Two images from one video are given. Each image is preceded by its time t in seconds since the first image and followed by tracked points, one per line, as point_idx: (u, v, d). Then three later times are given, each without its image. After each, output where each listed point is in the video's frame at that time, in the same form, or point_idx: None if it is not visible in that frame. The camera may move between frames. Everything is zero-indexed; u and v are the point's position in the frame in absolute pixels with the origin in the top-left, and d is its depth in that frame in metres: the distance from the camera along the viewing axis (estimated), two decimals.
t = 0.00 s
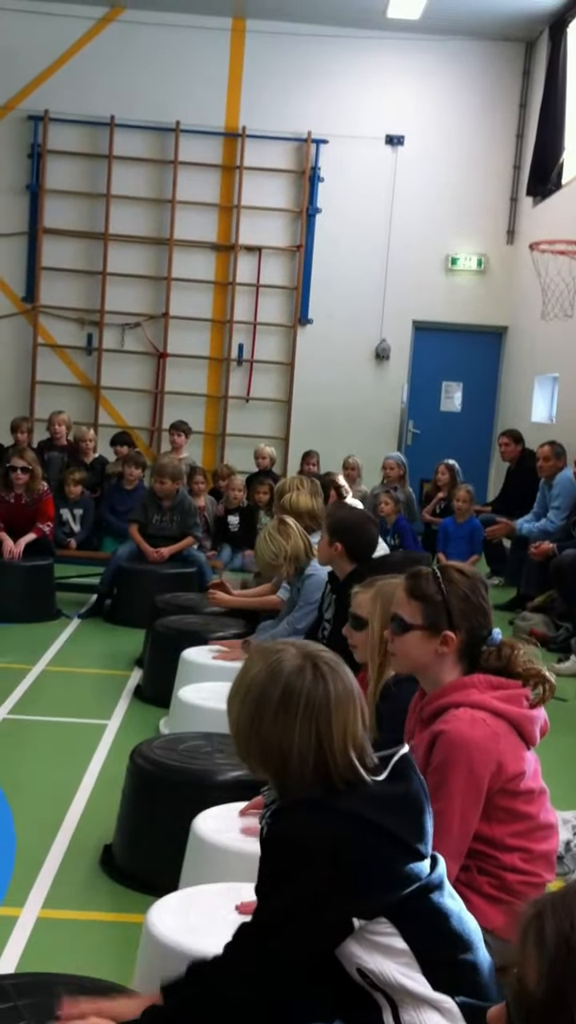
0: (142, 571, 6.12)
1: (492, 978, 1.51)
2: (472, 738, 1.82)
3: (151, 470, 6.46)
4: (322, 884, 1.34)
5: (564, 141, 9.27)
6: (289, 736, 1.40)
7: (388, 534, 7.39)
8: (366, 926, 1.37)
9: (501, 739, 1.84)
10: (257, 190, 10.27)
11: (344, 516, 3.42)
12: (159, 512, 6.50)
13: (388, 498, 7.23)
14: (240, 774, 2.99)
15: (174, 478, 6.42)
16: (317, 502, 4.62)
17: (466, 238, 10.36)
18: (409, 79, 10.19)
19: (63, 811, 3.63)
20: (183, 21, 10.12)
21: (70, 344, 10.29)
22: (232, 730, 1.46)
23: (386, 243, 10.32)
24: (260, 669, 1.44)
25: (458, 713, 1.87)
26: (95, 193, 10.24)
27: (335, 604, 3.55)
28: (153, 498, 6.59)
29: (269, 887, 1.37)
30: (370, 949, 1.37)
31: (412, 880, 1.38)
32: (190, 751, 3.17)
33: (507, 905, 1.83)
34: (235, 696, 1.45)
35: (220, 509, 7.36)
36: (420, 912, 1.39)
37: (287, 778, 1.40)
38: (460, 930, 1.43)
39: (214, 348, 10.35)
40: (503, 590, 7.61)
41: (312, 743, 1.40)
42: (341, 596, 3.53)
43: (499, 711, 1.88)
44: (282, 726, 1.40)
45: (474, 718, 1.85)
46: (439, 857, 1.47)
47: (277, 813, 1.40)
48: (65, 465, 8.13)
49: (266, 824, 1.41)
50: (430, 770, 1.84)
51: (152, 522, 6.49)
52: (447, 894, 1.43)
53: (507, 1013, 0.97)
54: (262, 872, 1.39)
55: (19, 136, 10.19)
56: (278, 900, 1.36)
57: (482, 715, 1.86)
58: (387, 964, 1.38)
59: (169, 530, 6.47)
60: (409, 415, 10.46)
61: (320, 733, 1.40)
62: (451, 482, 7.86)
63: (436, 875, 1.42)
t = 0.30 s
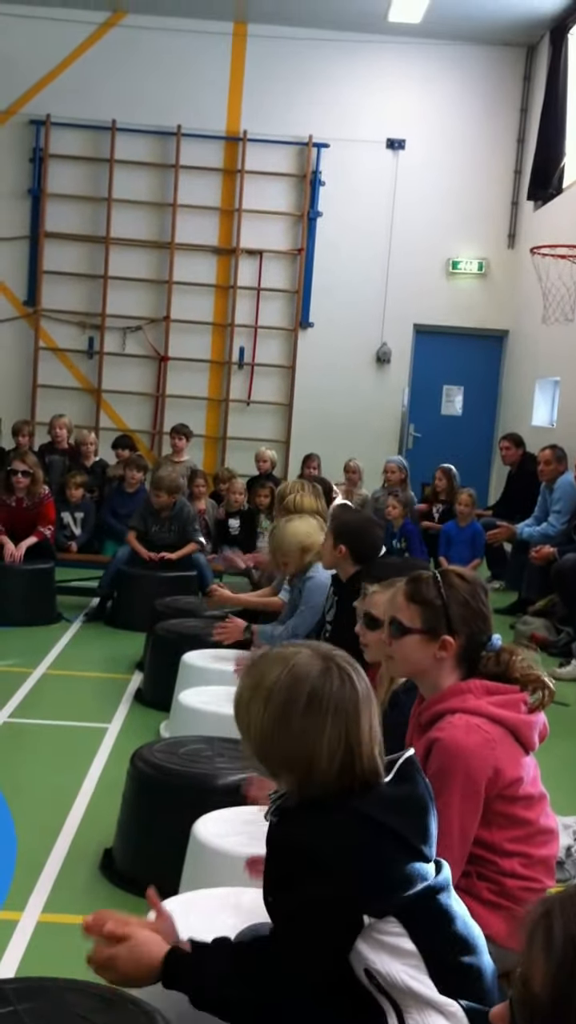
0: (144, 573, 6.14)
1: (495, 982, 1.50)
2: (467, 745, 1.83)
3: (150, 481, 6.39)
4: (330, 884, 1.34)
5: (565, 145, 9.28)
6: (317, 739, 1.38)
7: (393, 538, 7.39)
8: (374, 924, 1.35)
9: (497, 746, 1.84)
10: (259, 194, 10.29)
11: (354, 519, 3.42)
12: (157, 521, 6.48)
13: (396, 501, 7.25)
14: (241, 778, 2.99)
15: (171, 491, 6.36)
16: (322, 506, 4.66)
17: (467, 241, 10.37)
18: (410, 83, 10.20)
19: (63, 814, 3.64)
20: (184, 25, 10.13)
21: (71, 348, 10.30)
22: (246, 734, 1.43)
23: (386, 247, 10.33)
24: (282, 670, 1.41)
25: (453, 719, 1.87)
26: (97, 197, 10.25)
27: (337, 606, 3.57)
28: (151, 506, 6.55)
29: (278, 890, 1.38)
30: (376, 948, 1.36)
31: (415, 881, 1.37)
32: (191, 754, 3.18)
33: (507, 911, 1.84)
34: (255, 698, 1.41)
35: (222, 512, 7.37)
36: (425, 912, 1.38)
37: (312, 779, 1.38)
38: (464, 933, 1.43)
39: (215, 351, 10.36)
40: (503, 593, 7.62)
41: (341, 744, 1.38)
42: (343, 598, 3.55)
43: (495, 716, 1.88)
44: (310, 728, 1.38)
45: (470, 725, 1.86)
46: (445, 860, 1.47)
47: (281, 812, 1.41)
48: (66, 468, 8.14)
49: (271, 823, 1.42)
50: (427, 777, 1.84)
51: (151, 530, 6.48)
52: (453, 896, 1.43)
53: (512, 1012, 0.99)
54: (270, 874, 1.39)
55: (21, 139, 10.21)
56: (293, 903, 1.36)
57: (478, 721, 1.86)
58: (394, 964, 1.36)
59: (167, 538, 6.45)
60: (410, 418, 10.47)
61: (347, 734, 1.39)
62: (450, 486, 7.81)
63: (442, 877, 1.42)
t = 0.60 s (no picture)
0: (145, 582, 6.12)
1: (496, 992, 1.48)
2: (471, 752, 1.83)
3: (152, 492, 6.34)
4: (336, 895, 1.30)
5: (565, 154, 9.29)
6: (351, 747, 1.34)
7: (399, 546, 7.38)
8: (375, 936, 1.32)
9: (501, 754, 1.84)
10: (260, 202, 10.30)
11: (354, 527, 3.43)
12: (159, 531, 6.46)
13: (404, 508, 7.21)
14: (243, 786, 2.99)
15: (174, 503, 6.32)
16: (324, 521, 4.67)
17: (468, 249, 10.37)
18: (411, 91, 10.23)
19: (65, 822, 3.63)
20: (186, 34, 10.17)
21: (73, 355, 10.30)
22: (264, 750, 1.35)
23: (387, 255, 10.34)
24: (302, 682, 1.36)
25: (457, 727, 1.87)
26: (99, 205, 10.26)
27: (338, 618, 3.55)
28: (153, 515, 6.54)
29: (281, 896, 1.34)
30: (377, 958, 1.32)
31: (418, 891, 1.34)
32: (192, 762, 3.17)
33: (508, 919, 1.84)
34: (276, 712, 1.34)
35: (223, 520, 7.37)
36: (427, 923, 1.35)
37: (344, 790, 1.33)
38: (467, 943, 1.41)
39: (217, 359, 10.37)
40: (505, 601, 7.62)
41: (372, 751, 1.35)
42: (346, 610, 3.52)
43: (500, 724, 1.88)
44: (344, 735, 1.34)
45: (474, 733, 1.85)
46: (446, 870, 1.45)
47: (284, 822, 1.36)
48: (67, 476, 8.15)
49: (272, 833, 1.38)
50: (431, 784, 1.84)
51: (152, 541, 6.46)
52: (454, 906, 1.40)
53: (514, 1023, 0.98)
54: (270, 884, 1.35)
55: (22, 147, 10.22)
56: (299, 912, 1.32)
57: (482, 729, 1.86)
58: (394, 975, 1.33)
59: (169, 549, 6.44)
60: (411, 426, 10.47)
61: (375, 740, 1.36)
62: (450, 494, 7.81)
63: (443, 887, 1.39)
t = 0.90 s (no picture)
0: (146, 590, 6.12)
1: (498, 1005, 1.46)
2: (469, 760, 1.83)
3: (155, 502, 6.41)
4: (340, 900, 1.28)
5: (566, 162, 9.31)
6: (364, 755, 1.33)
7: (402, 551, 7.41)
8: (380, 945, 1.31)
9: (500, 762, 1.84)
10: (261, 209, 10.32)
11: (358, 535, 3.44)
12: (163, 543, 6.47)
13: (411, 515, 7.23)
14: (244, 795, 2.99)
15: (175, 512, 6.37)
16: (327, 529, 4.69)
17: (468, 257, 10.39)
18: (413, 100, 10.25)
19: (67, 830, 3.63)
20: (188, 43, 10.20)
21: (74, 363, 10.31)
22: (275, 760, 1.35)
23: (388, 262, 10.35)
24: (314, 690, 1.35)
25: (457, 734, 1.87)
26: (100, 213, 10.28)
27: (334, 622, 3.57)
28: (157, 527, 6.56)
29: (284, 901, 1.30)
30: (383, 968, 1.31)
31: (422, 901, 1.33)
32: (194, 770, 3.17)
33: (510, 928, 1.84)
34: (287, 720, 1.34)
35: (224, 527, 7.37)
36: (432, 933, 1.35)
37: (357, 800, 1.32)
38: (471, 953, 1.39)
39: (218, 367, 10.38)
40: (506, 608, 7.62)
41: (385, 761, 1.34)
42: (340, 617, 3.54)
43: (500, 732, 1.88)
44: (356, 743, 1.33)
45: (473, 740, 1.86)
46: (449, 880, 1.44)
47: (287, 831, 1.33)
48: (69, 483, 8.16)
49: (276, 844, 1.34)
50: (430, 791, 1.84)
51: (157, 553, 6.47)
52: (458, 917, 1.39)
53: None
54: (275, 894, 1.31)
55: (23, 155, 10.24)
56: (299, 916, 1.28)
57: (481, 737, 1.86)
58: (397, 984, 1.31)
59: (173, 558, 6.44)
60: (412, 433, 10.48)
61: (387, 749, 1.35)
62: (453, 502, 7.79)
63: (447, 897, 1.38)
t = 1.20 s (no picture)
0: (148, 596, 6.13)
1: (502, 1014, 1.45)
2: (471, 768, 1.83)
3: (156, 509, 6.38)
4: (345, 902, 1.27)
5: (566, 170, 9.32)
6: (378, 756, 1.33)
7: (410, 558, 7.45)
8: (383, 950, 1.30)
9: (502, 770, 1.84)
10: (262, 217, 10.34)
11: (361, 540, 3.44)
12: (165, 550, 6.47)
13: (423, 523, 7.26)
14: (246, 803, 2.99)
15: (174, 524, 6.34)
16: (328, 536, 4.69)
17: (469, 265, 10.40)
18: (413, 108, 10.28)
19: (68, 838, 3.63)
20: (190, 51, 10.23)
21: (76, 370, 10.33)
22: (289, 761, 1.34)
23: (389, 270, 10.37)
24: (327, 691, 1.35)
25: (459, 742, 1.87)
26: (101, 221, 10.29)
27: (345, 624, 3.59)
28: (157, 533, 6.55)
29: (287, 899, 1.29)
30: (384, 974, 1.30)
31: (426, 906, 1.31)
32: (195, 778, 3.17)
33: (511, 936, 1.84)
34: (301, 721, 1.33)
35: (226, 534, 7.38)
36: (438, 938, 1.33)
37: (372, 801, 1.32)
38: (477, 961, 1.37)
39: (219, 375, 10.39)
40: (507, 615, 7.62)
41: (398, 761, 1.34)
42: (351, 617, 3.56)
43: (502, 740, 1.88)
44: (371, 745, 1.33)
45: (475, 747, 1.86)
46: (454, 889, 1.42)
47: (293, 834, 1.32)
48: (70, 491, 8.19)
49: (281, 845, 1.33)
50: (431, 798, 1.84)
51: (158, 558, 6.46)
52: (464, 925, 1.37)
53: None
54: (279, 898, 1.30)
55: (25, 163, 10.26)
56: (303, 915, 1.27)
57: (484, 744, 1.86)
58: (399, 991, 1.30)
59: (174, 566, 6.46)
60: (413, 440, 10.49)
61: (400, 749, 1.35)
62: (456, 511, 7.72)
63: (453, 906, 1.37)
